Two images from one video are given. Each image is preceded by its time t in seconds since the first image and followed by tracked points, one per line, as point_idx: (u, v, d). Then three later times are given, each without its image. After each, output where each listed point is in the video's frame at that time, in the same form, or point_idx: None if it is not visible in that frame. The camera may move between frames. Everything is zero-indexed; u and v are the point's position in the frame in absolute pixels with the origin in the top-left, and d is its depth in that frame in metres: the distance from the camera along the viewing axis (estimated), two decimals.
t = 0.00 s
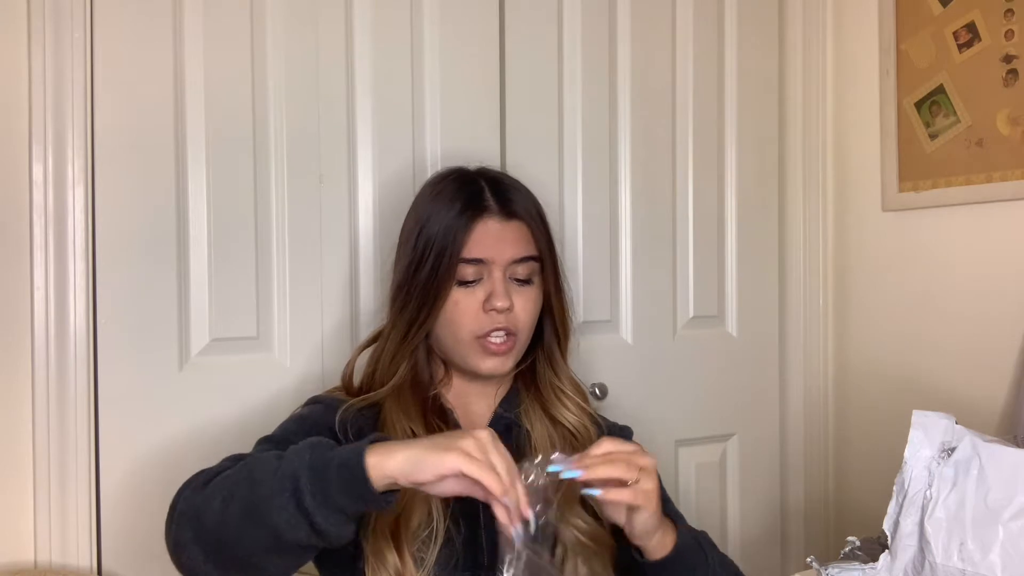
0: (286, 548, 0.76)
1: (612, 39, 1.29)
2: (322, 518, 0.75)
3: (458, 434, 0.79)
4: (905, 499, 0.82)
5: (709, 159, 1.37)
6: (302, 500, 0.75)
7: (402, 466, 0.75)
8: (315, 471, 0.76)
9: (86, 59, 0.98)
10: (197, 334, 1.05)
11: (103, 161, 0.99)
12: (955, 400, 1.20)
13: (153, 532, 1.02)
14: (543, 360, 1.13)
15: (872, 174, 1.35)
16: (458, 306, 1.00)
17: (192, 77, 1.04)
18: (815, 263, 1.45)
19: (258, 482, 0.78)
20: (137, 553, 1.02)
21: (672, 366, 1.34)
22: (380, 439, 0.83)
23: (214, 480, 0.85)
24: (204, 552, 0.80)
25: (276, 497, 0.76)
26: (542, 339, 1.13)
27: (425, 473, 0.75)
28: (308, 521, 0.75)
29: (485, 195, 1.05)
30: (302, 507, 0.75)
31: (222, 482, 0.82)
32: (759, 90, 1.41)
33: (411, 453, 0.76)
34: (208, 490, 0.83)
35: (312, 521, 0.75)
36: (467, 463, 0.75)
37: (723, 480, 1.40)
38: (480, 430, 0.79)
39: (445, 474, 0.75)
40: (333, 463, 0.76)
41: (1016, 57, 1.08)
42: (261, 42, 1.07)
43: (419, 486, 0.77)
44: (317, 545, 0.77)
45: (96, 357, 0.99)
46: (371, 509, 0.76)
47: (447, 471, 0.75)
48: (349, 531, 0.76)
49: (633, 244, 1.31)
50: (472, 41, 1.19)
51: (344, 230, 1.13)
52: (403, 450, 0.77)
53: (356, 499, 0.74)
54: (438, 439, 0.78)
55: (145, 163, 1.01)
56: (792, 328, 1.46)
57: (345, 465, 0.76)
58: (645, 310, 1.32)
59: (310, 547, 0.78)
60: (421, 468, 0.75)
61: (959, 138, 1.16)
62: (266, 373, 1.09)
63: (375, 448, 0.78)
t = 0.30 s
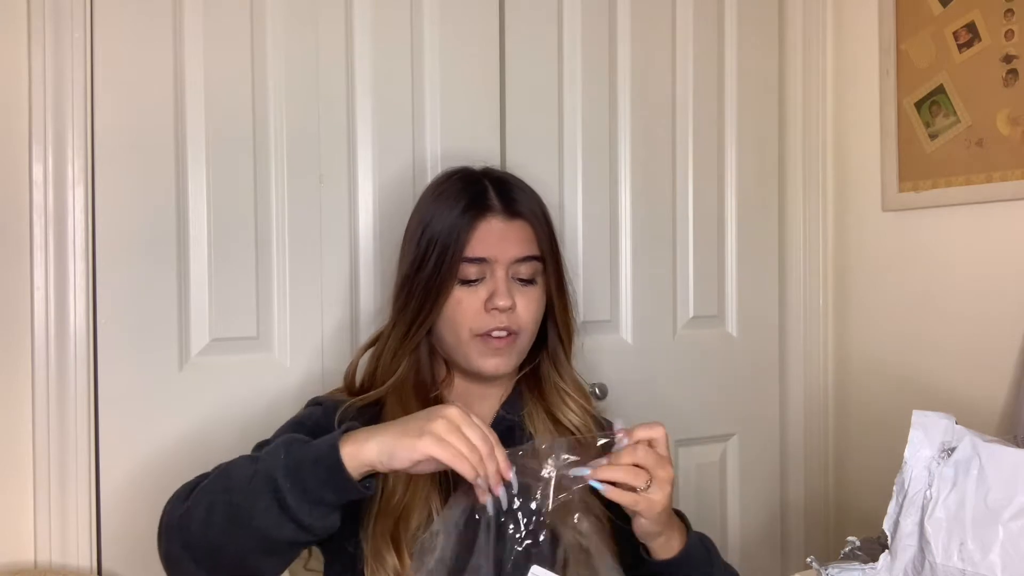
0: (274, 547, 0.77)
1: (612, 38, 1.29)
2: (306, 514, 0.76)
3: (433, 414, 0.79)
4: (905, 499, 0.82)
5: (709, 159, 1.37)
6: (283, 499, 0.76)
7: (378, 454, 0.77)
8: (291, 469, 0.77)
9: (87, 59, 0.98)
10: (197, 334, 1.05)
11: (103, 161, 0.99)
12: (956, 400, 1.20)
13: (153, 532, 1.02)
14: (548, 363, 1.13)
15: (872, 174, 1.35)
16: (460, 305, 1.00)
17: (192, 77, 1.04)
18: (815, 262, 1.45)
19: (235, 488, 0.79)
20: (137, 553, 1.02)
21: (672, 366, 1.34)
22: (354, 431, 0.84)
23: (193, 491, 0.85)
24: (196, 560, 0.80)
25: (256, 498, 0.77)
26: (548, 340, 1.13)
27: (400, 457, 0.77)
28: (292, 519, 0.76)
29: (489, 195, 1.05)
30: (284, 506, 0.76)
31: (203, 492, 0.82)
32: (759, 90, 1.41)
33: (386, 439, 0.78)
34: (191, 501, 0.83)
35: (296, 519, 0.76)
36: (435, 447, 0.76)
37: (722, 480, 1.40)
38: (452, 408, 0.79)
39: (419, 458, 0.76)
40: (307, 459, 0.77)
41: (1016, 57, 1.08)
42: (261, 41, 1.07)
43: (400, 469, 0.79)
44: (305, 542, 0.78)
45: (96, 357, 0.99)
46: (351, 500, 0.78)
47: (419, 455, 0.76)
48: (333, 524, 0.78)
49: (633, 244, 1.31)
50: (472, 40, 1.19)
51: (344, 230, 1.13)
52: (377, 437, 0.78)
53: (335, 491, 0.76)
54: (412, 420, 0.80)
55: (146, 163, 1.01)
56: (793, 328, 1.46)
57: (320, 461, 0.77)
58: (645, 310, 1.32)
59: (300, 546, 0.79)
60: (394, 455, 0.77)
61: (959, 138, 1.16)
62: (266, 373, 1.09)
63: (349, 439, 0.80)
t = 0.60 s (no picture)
0: (295, 570, 0.77)
1: (612, 37, 1.29)
2: (326, 540, 0.76)
3: (452, 436, 0.77)
4: (905, 499, 0.82)
5: (709, 159, 1.37)
6: (303, 527, 0.75)
7: (403, 494, 0.76)
8: (307, 496, 0.76)
9: (87, 58, 0.98)
10: (197, 335, 1.05)
11: (103, 161, 0.99)
12: (956, 399, 1.20)
13: (153, 532, 1.02)
14: (552, 364, 1.13)
15: (872, 174, 1.35)
16: (466, 306, 0.99)
17: (192, 78, 1.04)
18: (815, 262, 1.45)
19: (252, 514, 0.78)
20: (137, 553, 1.02)
21: (672, 367, 1.34)
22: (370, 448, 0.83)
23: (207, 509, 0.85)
24: None
25: (278, 531, 0.76)
26: (549, 341, 1.13)
27: (429, 497, 0.75)
28: (313, 545, 0.76)
29: (495, 195, 1.05)
30: (305, 533, 0.76)
31: (218, 513, 0.81)
32: (759, 89, 1.41)
33: (411, 478, 0.75)
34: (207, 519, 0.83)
35: (317, 545, 0.76)
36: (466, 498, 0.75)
37: (723, 480, 1.40)
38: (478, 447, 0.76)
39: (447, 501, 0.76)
40: (321, 481, 0.77)
41: (1016, 57, 1.08)
42: (261, 41, 1.07)
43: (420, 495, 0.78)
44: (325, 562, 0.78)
45: (96, 357, 0.99)
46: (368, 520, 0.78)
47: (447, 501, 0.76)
48: (349, 542, 0.78)
49: (633, 244, 1.31)
50: (472, 40, 1.19)
51: (345, 230, 1.13)
52: (402, 475, 0.75)
53: (352, 516, 0.76)
54: (433, 448, 0.76)
55: (146, 163, 1.01)
56: (793, 328, 1.46)
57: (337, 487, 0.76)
58: (645, 310, 1.32)
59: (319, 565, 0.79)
60: (421, 496, 0.76)
61: (959, 138, 1.16)
62: (266, 373, 1.09)
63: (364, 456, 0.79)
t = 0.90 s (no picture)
0: None
1: (613, 37, 1.29)
2: None
3: (484, 484, 0.80)
4: (905, 499, 0.82)
5: (709, 159, 1.37)
6: None
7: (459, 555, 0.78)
8: (364, 567, 0.79)
9: (86, 58, 0.98)
10: (197, 335, 1.05)
11: (103, 161, 0.99)
12: (956, 399, 1.20)
13: (153, 532, 1.02)
14: (551, 364, 1.13)
15: (872, 173, 1.35)
16: (468, 308, 0.99)
17: (192, 78, 1.04)
18: (815, 261, 1.45)
19: None
20: (137, 553, 1.02)
21: (673, 367, 1.34)
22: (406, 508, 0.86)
23: (240, 544, 0.82)
24: None
25: None
26: (548, 340, 1.13)
27: (491, 549, 0.78)
28: None
29: (496, 195, 1.05)
30: None
31: (258, 565, 0.80)
32: (759, 89, 1.41)
33: (469, 537, 0.78)
34: (242, 559, 0.81)
35: None
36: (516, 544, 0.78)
37: (722, 480, 1.40)
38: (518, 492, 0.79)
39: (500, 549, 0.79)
40: (379, 551, 0.79)
41: (1016, 57, 1.08)
42: (261, 41, 1.07)
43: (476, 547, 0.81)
44: None
45: (96, 358, 0.99)
46: None
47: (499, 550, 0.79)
48: None
49: (633, 244, 1.31)
50: (471, 39, 1.19)
51: (345, 231, 1.13)
52: (456, 539, 0.78)
53: None
54: (474, 502, 0.79)
55: (146, 163, 1.01)
56: (793, 328, 1.46)
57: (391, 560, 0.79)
58: (645, 310, 1.32)
59: None
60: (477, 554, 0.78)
61: (959, 137, 1.16)
62: (266, 373, 1.09)
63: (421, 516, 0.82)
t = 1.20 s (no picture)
0: None
1: (613, 37, 1.29)
2: None
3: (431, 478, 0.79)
4: (905, 499, 0.82)
5: (709, 159, 1.37)
6: None
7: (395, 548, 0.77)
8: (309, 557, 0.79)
9: (87, 58, 0.98)
10: (197, 334, 1.05)
11: (103, 162, 0.99)
12: (956, 399, 1.20)
13: (153, 532, 1.02)
14: (552, 364, 1.13)
15: (872, 173, 1.35)
16: (467, 308, 0.99)
17: (192, 78, 1.04)
18: (814, 261, 1.45)
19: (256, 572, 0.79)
20: (136, 553, 1.02)
21: (673, 366, 1.35)
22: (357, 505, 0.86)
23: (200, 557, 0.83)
24: None
25: None
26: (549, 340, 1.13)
27: (426, 538, 0.76)
28: None
29: (498, 195, 1.05)
30: None
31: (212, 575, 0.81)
32: (760, 89, 1.41)
33: (402, 527, 0.77)
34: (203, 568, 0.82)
35: None
36: (446, 533, 0.76)
37: (722, 480, 1.40)
38: (449, 480, 0.77)
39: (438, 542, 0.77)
40: (317, 546, 0.79)
41: (1016, 57, 1.08)
42: (261, 41, 1.07)
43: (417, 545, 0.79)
44: None
45: (96, 357, 0.99)
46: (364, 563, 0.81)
47: (432, 542, 0.77)
48: None
49: (632, 243, 1.31)
50: (471, 39, 1.19)
51: (345, 232, 1.13)
52: (390, 532, 0.77)
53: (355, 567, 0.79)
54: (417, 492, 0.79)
55: (146, 163, 1.01)
56: (793, 328, 1.45)
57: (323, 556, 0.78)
58: (645, 310, 1.32)
59: None
60: (411, 545, 0.77)
61: (959, 137, 1.16)
62: (266, 373, 1.09)
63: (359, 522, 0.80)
